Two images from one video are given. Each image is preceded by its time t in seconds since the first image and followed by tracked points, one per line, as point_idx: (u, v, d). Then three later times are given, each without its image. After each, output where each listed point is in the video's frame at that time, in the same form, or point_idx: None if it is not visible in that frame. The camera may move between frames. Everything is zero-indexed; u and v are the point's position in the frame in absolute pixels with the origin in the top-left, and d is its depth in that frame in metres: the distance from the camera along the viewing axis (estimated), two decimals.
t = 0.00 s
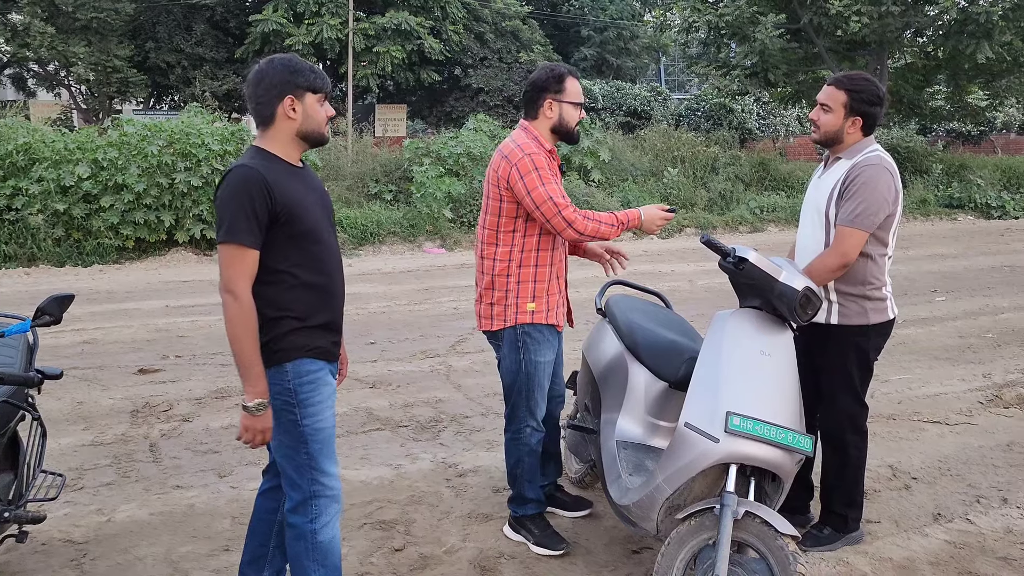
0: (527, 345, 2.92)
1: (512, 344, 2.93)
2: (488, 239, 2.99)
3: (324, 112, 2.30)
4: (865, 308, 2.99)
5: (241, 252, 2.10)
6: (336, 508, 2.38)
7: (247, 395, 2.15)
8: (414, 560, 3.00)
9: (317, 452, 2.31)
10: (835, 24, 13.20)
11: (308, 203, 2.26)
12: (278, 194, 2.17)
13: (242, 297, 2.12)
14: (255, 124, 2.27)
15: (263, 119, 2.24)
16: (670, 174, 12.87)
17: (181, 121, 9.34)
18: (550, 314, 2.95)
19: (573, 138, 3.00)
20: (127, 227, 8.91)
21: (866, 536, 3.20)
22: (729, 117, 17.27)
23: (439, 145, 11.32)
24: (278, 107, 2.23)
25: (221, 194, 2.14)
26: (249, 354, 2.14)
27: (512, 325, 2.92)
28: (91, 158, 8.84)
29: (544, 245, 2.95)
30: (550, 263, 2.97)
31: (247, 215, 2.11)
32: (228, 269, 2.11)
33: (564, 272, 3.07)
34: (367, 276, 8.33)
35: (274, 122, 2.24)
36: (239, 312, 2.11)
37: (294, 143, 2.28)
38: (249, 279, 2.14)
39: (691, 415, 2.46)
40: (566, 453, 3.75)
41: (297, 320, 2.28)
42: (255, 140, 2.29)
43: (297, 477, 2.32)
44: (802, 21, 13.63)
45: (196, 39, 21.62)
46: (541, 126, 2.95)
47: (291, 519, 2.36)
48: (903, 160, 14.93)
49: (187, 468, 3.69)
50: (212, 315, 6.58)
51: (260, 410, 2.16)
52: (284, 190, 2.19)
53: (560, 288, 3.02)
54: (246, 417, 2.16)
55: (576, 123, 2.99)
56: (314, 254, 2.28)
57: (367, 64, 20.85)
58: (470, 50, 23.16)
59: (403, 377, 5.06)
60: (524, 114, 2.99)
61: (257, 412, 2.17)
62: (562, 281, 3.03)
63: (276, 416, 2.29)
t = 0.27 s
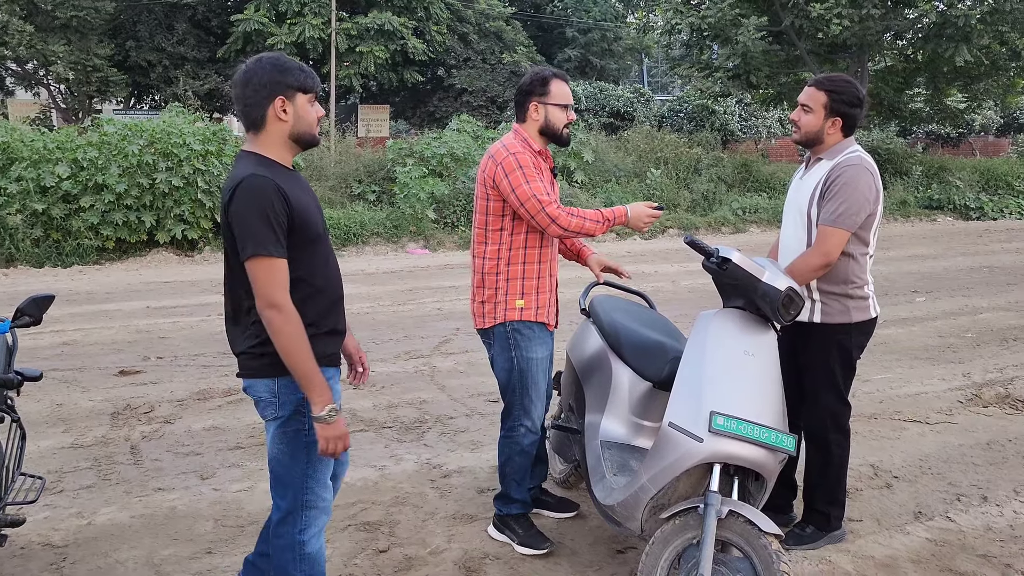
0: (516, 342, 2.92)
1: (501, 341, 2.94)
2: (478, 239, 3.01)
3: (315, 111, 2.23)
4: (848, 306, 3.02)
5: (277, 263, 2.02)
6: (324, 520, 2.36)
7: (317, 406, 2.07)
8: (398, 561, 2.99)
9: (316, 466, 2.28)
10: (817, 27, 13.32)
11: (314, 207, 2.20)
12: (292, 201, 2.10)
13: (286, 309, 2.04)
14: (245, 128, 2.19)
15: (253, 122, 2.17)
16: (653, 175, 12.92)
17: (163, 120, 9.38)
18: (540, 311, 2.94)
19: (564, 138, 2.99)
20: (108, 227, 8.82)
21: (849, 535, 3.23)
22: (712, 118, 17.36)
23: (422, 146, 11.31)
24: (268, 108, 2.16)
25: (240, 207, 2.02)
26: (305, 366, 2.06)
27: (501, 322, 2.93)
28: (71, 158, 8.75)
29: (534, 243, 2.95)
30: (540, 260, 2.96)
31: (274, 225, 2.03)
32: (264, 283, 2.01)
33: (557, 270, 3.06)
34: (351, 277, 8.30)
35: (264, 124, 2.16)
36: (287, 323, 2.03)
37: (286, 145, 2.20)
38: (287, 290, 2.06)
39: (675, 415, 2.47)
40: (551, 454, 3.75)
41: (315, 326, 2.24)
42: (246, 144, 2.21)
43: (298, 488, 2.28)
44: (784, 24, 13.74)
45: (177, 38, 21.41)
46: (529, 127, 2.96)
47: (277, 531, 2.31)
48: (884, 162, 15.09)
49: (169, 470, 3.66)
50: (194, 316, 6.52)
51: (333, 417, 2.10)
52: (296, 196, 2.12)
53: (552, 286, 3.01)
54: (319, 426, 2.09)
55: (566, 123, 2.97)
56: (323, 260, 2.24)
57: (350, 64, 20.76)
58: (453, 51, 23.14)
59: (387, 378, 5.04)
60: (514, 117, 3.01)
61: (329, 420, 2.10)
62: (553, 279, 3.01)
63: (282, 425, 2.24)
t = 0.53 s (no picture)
0: (506, 341, 2.93)
1: (491, 339, 2.95)
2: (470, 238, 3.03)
3: (308, 106, 2.23)
4: (833, 305, 3.05)
5: (293, 256, 2.02)
6: (315, 525, 2.35)
7: (349, 392, 2.11)
8: (385, 563, 2.98)
9: (308, 472, 2.27)
10: (801, 30, 13.41)
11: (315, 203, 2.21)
12: (299, 195, 2.10)
13: (305, 301, 2.04)
14: (238, 126, 2.18)
15: (247, 120, 2.16)
16: (640, 177, 12.96)
17: (148, 121, 9.25)
18: (529, 309, 2.94)
19: (551, 137, 3.00)
20: (91, 229, 8.76)
21: (834, 534, 3.25)
22: (698, 120, 17.50)
23: (409, 148, 11.31)
24: (262, 105, 2.15)
25: (251, 202, 2.01)
26: (329, 356, 2.08)
27: (491, 320, 2.94)
28: (54, 160, 8.69)
29: (524, 241, 2.95)
30: (529, 258, 2.96)
31: (287, 218, 2.03)
32: (281, 277, 2.01)
33: (548, 268, 3.06)
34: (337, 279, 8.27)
35: (259, 121, 2.16)
36: (308, 316, 2.04)
37: (280, 141, 2.20)
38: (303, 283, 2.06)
39: (662, 415, 2.48)
40: (538, 455, 3.76)
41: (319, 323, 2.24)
42: (240, 142, 2.19)
43: (292, 493, 2.27)
44: (769, 27, 13.82)
45: (162, 39, 21.28)
46: (517, 128, 2.96)
47: (267, 537, 2.31)
48: (868, 164, 15.22)
49: (154, 473, 3.64)
50: (179, 318, 6.48)
51: (369, 401, 2.15)
52: (301, 191, 2.12)
53: (543, 283, 3.01)
54: (354, 410, 2.14)
55: (552, 122, 2.98)
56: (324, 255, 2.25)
57: (336, 66, 20.69)
58: (440, 52, 23.11)
59: (374, 380, 5.03)
60: (502, 118, 3.02)
61: (366, 404, 2.15)
62: (544, 277, 3.01)
63: (277, 432, 2.22)
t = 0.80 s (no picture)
0: (499, 340, 2.93)
1: (486, 339, 2.95)
2: (465, 239, 3.03)
3: (305, 106, 2.24)
4: (812, 300, 3.08)
5: (277, 257, 2.01)
6: (305, 528, 2.34)
7: (313, 402, 2.11)
8: (375, 563, 2.98)
9: (299, 474, 2.26)
10: (790, 31, 13.48)
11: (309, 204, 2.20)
12: (292, 195, 2.09)
13: (284, 304, 2.03)
14: (235, 123, 2.17)
15: (243, 118, 2.14)
16: (629, 178, 12.99)
17: (136, 122, 9.18)
18: (524, 307, 2.95)
19: (542, 137, 3.00)
20: (79, 230, 8.69)
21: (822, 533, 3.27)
22: (687, 121, 17.55)
23: (399, 149, 11.31)
24: (260, 102, 2.14)
25: (240, 199, 2.00)
26: (301, 361, 2.07)
27: (486, 319, 2.93)
28: (42, 160, 8.62)
29: (518, 240, 2.95)
30: (524, 257, 2.96)
31: (274, 218, 2.02)
32: (264, 277, 2.00)
33: (543, 267, 3.06)
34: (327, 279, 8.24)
35: (257, 119, 2.15)
36: (286, 319, 2.03)
37: (277, 140, 2.19)
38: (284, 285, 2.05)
39: (652, 415, 2.49)
40: (528, 455, 3.77)
41: (309, 326, 2.21)
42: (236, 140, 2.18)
43: (282, 494, 2.26)
44: (758, 28, 13.87)
45: (150, 39, 21.17)
46: (508, 129, 2.97)
47: (257, 537, 2.30)
48: (856, 165, 15.31)
49: (142, 474, 3.62)
50: (168, 319, 6.44)
51: (331, 412, 2.14)
52: (295, 191, 2.11)
53: (537, 282, 3.01)
54: (317, 421, 2.13)
55: (543, 123, 2.99)
56: (317, 257, 2.23)
57: (326, 66, 20.65)
58: (430, 53, 23.10)
59: (364, 381, 5.02)
60: (493, 121, 3.03)
61: (327, 415, 2.14)
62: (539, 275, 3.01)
63: (269, 432, 2.21)
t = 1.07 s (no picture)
0: (498, 339, 2.92)
1: (484, 338, 2.94)
2: (462, 240, 3.02)
3: (303, 106, 2.24)
4: (791, 296, 3.11)
5: (264, 258, 2.01)
6: (298, 528, 2.33)
7: (265, 411, 2.09)
8: (367, 563, 2.97)
9: (292, 474, 2.26)
10: (781, 33, 13.54)
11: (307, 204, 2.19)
12: (288, 195, 2.08)
13: (261, 308, 2.03)
14: (233, 121, 2.16)
15: (242, 115, 2.14)
16: (621, 180, 13.02)
17: (127, 122, 9.14)
18: (522, 306, 2.94)
19: (537, 138, 3.01)
20: (69, 230, 8.65)
21: (814, 533, 3.28)
22: (679, 123, 17.59)
23: (391, 149, 11.31)
24: (259, 100, 2.14)
25: (234, 198, 1.99)
26: (263, 368, 2.07)
27: (484, 319, 2.93)
28: (32, 160, 8.56)
29: (515, 239, 2.96)
30: (521, 256, 2.96)
31: (266, 219, 2.01)
32: (248, 278, 2.00)
33: (538, 265, 3.07)
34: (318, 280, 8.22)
35: (256, 117, 2.14)
36: (258, 323, 2.03)
37: (276, 139, 2.19)
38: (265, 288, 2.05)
39: (644, 414, 2.49)
40: (520, 455, 3.77)
41: (301, 328, 2.20)
42: (234, 137, 2.18)
43: (275, 494, 2.26)
44: (749, 30, 13.91)
45: (141, 39, 21.09)
46: (503, 129, 2.97)
47: (249, 537, 2.29)
48: (847, 167, 15.38)
49: (133, 475, 3.60)
50: (159, 319, 6.42)
51: (278, 425, 2.12)
52: (292, 191, 2.10)
53: (534, 280, 3.01)
54: (262, 431, 2.10)
55: (538, 124, 3.00)
56: (314, 259, 2.22)
57: (318, 67, 20.62)
58: (422, 54, 23.10)
59: (356, 381, 5.01)
60: (487, 122, 3.03)
61: (274, 427, 2.11)
62: (535, 274, 3.02)
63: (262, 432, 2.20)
